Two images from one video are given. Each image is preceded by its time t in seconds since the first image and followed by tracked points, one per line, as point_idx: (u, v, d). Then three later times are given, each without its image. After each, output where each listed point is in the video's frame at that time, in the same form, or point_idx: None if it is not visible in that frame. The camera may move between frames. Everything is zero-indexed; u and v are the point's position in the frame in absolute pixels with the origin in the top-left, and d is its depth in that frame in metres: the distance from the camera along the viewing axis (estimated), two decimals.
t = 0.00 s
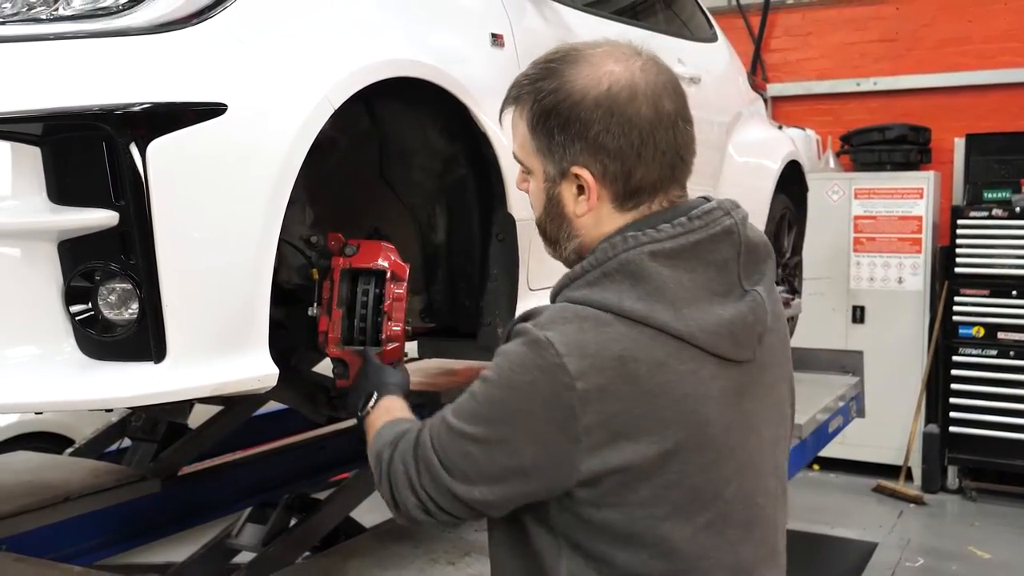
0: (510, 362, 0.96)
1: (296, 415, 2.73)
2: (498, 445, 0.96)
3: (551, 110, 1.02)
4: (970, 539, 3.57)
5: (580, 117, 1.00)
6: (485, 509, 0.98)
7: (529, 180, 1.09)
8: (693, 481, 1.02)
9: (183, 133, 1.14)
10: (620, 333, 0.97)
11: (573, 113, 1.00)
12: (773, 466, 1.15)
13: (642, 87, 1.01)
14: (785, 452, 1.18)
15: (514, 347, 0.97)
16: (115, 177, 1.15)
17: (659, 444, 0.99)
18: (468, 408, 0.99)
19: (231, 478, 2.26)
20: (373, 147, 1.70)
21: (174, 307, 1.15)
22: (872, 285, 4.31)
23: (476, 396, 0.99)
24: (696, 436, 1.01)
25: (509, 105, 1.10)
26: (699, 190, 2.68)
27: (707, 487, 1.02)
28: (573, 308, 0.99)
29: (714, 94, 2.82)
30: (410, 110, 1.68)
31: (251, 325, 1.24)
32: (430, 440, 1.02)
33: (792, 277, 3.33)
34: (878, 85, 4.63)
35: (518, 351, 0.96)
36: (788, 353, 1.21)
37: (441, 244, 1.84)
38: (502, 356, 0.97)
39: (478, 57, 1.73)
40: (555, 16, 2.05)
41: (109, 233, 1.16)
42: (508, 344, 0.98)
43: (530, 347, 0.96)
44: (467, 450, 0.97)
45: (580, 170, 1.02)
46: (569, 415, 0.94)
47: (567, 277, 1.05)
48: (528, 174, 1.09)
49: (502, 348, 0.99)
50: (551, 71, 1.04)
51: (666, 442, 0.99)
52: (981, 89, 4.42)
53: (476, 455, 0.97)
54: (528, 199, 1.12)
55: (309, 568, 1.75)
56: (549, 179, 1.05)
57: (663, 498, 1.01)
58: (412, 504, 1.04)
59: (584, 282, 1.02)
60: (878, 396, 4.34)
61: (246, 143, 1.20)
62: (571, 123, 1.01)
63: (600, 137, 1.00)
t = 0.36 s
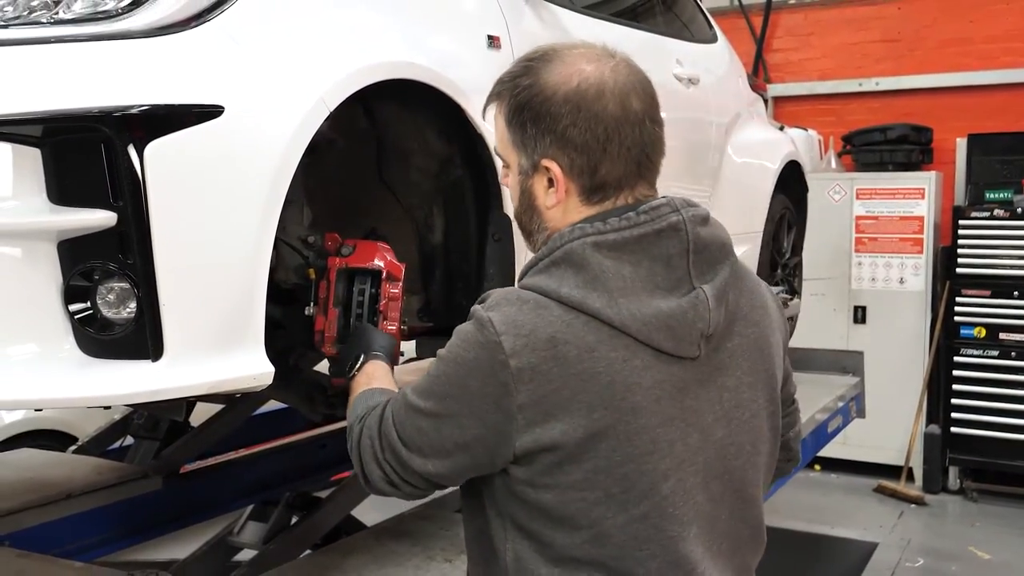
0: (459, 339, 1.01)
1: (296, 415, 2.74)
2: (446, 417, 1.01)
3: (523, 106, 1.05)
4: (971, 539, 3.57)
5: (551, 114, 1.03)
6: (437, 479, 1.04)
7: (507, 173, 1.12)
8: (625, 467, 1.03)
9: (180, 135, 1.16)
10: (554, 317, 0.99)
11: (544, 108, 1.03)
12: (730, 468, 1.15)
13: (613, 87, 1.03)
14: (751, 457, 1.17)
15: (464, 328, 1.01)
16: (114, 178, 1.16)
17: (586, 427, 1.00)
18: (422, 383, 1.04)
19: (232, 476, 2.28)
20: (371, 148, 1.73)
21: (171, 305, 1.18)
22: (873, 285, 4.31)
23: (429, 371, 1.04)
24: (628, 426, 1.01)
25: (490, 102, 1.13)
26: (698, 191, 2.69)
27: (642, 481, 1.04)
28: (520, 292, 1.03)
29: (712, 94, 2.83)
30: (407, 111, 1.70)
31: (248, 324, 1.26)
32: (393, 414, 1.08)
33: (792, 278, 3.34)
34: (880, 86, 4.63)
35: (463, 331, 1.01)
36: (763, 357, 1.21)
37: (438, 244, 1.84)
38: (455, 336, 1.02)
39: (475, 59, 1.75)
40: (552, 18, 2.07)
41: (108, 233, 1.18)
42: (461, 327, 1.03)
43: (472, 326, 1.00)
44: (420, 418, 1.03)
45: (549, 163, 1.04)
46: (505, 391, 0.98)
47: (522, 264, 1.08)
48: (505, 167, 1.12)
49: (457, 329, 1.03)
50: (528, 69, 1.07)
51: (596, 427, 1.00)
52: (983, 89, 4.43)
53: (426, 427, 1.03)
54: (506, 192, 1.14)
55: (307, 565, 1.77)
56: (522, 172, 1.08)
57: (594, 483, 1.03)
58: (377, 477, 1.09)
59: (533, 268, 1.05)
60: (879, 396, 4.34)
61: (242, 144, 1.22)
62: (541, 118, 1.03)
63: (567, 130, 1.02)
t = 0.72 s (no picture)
0: (467, 345, 1.01)
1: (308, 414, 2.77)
2: (458, 427, 1.02)
3: (518, 110, 1.05)
4: (986, 540, 3.56)
5: (545, 117, 1.03)
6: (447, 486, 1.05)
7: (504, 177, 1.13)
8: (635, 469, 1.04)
9: (189, 137, 1.18)
10: (562, 319, 1.00)
11: (538, 112, 1.04)
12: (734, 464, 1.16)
13: (606, 89, 1.04)
14: (754, 452, 1.18)
15: (471, 332, 1.02)
16: (125, 181, 1.19)
17: (595, 428, 1.01)
18: (430, 390, 1.05)
19: (245, 474, 2.30)
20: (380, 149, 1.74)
21: (181, 306, 1.20)
22: (887, 285, 4.29)
23: (436, 379, 1.04)
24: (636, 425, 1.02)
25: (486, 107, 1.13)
26: (709, 191, 2.70)
27: (654, 482, 1.05)
28: (527, 296, 1.03)
29: (722, 94, 2.82)
30: (416, 113, 1.72)
31: (256, 324, 1.28)
32: (401, 425, 1.08)
33: (804, 277, 3.34)
34: (894, 84, 4.61)
35: (472, 337, 1.01)
36: (763, 353, 1.21)
37: (447, 245, 1.86)
38: (462, 341, 1.02)
39: (483, 60, 1.77)
40: (560, 19, 2.08)
41: (119, 234, 1.20)
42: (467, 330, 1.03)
43: (481, 332, 1.00)
44: (429, 426, 1.04)
45: (545, 166, 1.05)
46: (515, 394, 0.99)
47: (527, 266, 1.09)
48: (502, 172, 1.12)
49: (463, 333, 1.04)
50: (522, 72, 1.07)
51: (605, 427, 1.01)
52: (997, 87, 4.40)
53: (435, 435, 1.03)
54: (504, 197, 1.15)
55: (318, 563, 1.79)
56: (519, 176, 1.08)
57: (605, 484, 1.03)
58: (388, 488, 1.11)
59: (539, 271, 1.05)
60: (893, 396, 4.32)
61: (250, 146, 1.23)
62: (536, 122, 1.04)
63: (562, 133, 1.03)
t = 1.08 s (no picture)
0: (509, 391, 0.93)
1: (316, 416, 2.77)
2: (560, 477, 0.91)
3: (503, 115, 1.02)
4: (999, 542, 3.52)
5: (533, 121, 1.00)
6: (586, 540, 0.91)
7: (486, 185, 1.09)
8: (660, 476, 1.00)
9: (193, 141, 1.18)
10: (573, 334, 0.97)
11: (524, 116, 1.00)
12: (736, 457, 1.15)
13: (593, 91, 1.01)
14: (755, 443, 1.17)
15: (492, 376, 0.96)
16: (130, 184, 1.19)
17: (624, 437, 0.97)
18: (507, 475, 0.93)
19: (253, 475, 2.31)
20: (386, 150, 1.74)
21: (186, 308, 1.20)
22: (899, 286, 4.27)
23: (507, 462, 0.93)
24: (662, 432, 0.99)
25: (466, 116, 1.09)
26: (717, 192, 2.69)
27: (673, 479, 1.01)
28: (533, 319, 0.99)
29: (731, 94, 2.81)
30: (422, 115, 1.71)
31: (260, 326, 1.28)
32: (512, 543, 0.92)
33: (814, 279, 3.32)
34: (906, 84, 4.58)
35: (497, 382, 0.95)
36: (753, 347, 1.20)
37: (453, 247, 1.87)
38: (491, 393, 0.95)
39: (490, 63, 1.77)
40: (566, 20, 2.07)
41: (123, 237, 1.21)
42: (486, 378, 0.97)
43: (501, 370, 0.95)
44: (540, 515, 0.91)
45: (534, 170, 1.01)
46: (568, 423, 0.92)
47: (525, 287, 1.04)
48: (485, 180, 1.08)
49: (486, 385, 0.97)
50: (504, 77, 1.04)
51: (634, 433, 0.97)
52: (1010, 87, 4.37)
53: (552, 515, 0.91)
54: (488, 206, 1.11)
55: (324, 564, 1.80)
56: (505, 183, 1.04)
57: (643, 494, 0.99)
58: None
59: (540, 291, 1.01)
60: (905, 398, 4.29)
61: (254, 149, 1.24)
62: (523, 126, 1.00)
63: (550, 137, 1.00)
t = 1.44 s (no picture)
0: (593, 398, 0.82)
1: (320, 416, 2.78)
2: (645, 493, 0.82)
3: (557, 111, 0.90)
4: (1004, 544, 3.50)
5: (589, 117, 0.90)
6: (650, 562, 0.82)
7: (517, 192, 0.94)
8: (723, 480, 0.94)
9: (192, 141, 1.19)
10: (656, 333, 0.88)
11: (583, 111, 0.90)
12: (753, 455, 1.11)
13: (637, 85, 0.95)
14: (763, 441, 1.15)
15: (572, 381, 0.84)
16: (128, 184, 1.20)
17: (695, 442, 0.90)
18: (573, 487, 0.82)
19: (256, 475, 2.31)
20: (387, 150, 1.73)
21: (184, 309, 1.21)
22: (905, 287, 4.25)
23: (577, 473, 0.82)
24: (731, 432, 0.94)
25: (487, 115, 0.95)
26: (721, 192, 2.68)
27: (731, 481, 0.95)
28: (609, 319, 0.88)
29: (735, 94, 2.81)
30: (422, 115, 1.71)
31: (258, 327, 1.29)
32: (561, 556, 0.81)
33: (819, 279, 3.30)
34: (913, 84, 4.56)
35: (581, 385, 0.83)
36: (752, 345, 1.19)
37: (454, 247, 1.86)
38: (570, 397, 0.83)
39: (491, 63, 1.77)
40: (568, 20, 2.07)
41: (121, 237, 1.21)
42: (562, 382, 0.84)
43: (588, 373, 0.83)
44: (598, 536, 0.81)
45: (600, 167, 0.91)
46: (658, 433, 0.84)
47: (579, 285, 0.93)
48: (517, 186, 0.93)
49: (560, 389, 0.84)
50: (536, 76, 0.93)
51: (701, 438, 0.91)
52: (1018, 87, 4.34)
53: (613, 537, 0.81)
54: (514, 218, 0.96)
55: (325, 564, 1.80)
56: (556, 186, 0.92)
57: (715, 491, 0.93)
58: None
59: (606, 288, 0.91)
60: (911, 399, 4.27)
61: (253, 150, 1.24)
62: (582, 120, 0.90)
63: (614, 132, 0.91)
